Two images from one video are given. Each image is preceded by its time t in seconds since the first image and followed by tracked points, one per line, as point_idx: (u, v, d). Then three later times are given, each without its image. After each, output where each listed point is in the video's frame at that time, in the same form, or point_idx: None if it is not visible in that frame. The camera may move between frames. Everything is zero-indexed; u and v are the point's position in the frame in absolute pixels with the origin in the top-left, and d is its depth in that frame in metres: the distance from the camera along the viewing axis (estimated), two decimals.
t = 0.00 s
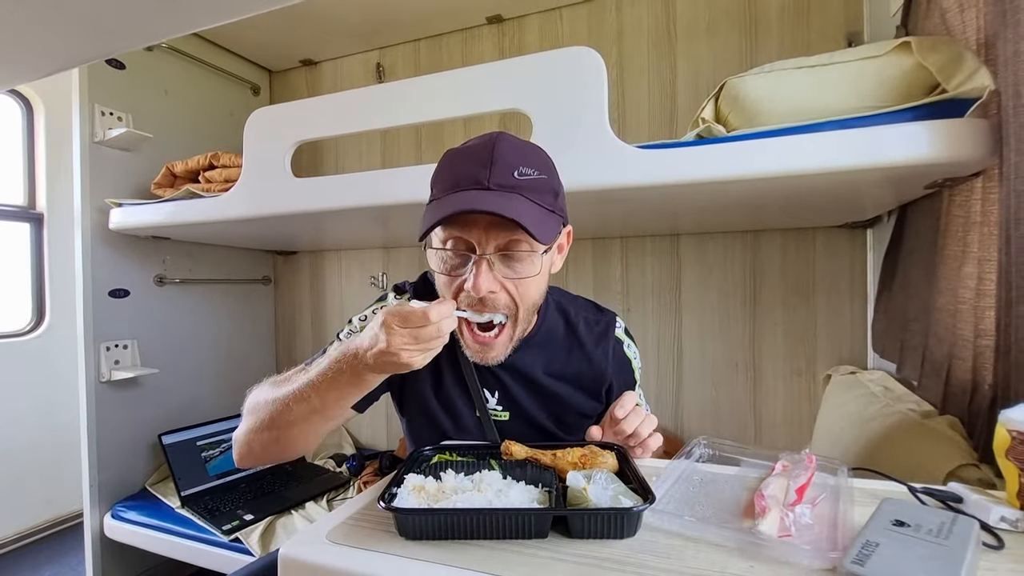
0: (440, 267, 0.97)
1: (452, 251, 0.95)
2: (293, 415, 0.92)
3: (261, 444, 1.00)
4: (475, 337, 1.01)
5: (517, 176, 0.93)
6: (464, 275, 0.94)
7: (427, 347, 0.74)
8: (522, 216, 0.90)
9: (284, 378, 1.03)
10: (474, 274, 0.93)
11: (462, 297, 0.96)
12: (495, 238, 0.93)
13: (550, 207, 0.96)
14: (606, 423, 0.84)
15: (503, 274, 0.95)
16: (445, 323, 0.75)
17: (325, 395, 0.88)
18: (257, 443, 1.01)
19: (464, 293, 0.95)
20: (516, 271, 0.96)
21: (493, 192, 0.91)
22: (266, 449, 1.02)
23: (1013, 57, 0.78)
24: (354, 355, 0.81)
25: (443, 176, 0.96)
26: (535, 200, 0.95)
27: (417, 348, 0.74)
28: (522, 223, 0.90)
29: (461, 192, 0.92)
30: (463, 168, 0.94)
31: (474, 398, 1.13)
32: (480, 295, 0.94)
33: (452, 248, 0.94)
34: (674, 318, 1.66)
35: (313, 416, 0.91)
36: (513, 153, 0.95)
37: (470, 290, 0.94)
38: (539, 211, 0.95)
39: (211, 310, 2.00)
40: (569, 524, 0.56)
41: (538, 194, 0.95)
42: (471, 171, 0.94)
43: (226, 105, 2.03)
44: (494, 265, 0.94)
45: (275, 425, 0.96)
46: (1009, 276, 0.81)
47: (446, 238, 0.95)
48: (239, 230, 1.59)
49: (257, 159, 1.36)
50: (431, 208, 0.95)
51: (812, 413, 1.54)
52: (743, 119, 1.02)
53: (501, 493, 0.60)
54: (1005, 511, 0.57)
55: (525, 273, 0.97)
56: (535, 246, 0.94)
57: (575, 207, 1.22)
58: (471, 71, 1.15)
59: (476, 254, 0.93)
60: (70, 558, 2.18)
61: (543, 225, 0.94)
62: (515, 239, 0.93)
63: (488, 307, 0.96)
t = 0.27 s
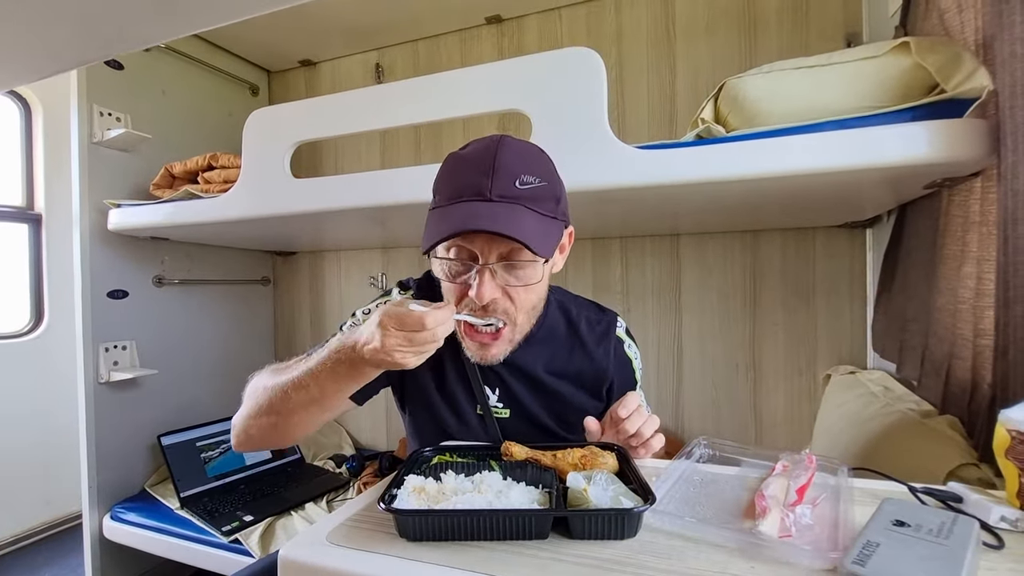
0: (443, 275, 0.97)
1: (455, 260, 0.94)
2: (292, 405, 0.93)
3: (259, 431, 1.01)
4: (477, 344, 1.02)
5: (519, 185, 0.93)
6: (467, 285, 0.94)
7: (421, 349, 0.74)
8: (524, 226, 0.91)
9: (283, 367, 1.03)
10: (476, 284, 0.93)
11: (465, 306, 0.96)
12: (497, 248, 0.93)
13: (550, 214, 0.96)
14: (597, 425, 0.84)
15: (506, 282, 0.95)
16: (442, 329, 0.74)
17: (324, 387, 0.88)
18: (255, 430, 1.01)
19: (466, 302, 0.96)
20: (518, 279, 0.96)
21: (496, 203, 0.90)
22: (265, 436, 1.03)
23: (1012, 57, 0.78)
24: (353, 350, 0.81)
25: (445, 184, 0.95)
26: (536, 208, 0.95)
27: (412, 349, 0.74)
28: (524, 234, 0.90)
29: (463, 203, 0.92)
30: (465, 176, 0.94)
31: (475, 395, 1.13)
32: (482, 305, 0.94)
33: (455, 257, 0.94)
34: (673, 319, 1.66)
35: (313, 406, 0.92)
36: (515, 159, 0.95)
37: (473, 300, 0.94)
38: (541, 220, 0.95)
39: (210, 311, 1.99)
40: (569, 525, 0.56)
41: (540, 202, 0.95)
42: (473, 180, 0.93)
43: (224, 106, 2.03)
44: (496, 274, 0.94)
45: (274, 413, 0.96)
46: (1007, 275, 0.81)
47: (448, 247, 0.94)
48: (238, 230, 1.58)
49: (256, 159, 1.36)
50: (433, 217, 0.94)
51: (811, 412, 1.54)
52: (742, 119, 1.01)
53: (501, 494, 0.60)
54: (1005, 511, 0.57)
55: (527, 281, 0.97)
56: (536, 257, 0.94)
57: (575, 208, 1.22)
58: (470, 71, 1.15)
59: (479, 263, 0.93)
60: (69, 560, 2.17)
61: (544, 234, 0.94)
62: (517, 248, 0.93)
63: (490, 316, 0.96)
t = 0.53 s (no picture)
0: (440, 277, 0.97)
1: (451, 263, 0.94)
2: (275, 401, 0.93)
3: (244, 427, 1.00)
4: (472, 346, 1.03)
5: (514, 190, 0.92)
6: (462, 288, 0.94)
7: (360, 364, 0.73)
8: (519, 233, 0.90)
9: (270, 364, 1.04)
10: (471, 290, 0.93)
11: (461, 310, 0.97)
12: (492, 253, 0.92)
13: (546, 217, 0.95)
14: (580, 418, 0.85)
15: (500, 287, 0.95)
16: (379, 345, 0.72)
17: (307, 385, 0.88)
18: (241, 426, 1.01)
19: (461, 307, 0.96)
20: (513, 285, 0.95)
21: (491, 210, 0.89)
22: (251, 432, 1.03)
23: (1009, 52, 0.78)
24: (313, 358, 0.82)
25: (439, 186, 0.94)
26: (532, 213, 0.94)
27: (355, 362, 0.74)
28: (518, 242, 0.89)
29: (458, 209, 0.91)
30: (460, 180, 0.92)
31: (470, 389, 1.13)
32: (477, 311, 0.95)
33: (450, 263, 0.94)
34: (670, 316, 1.66)
35: (296, 403, 0.92)
36: (510, 161, 0.93)
37: (468, 305, 0.94)
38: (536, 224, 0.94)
39: (205, 308, 1.98)
40: (566, 520, 0.56)
41: (535, 206, 0.94)
42: (467, 185, 0.92)
43: (219, 102, 2.02)
44: (491, 279, 0.93)
45: (259, 409, 0.96)
46: (1003, 270, 0.81)
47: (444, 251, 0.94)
48: (233, 227, 1.57)
49: (251, 156, 1.35)
50: (428, 221, 0.93)
51: (807, 408, 1.54)
52: (739, 115, 1.01)
53: (498, 490, 0.60)
54: (1002, 504, 0.57)
55: (522, 285, 0.97)
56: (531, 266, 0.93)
57: (571, 204, 1.22)
58: (467, 67, 1.15)
59: (474, 268, 0.93)
60: (64, 559, 2.16)
61: (540, 240, 0.94)
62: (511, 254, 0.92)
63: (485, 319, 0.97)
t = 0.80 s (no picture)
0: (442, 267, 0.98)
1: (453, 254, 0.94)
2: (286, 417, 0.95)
3: (256, 434, 1.03)
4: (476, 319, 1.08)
5: (515, 186, 0.91)
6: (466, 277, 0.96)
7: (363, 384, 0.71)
8: (521, 231, 0.90)
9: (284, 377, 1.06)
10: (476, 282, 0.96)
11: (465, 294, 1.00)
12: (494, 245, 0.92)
13: (546, 209, 0.96)
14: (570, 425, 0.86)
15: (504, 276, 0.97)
16: (385, 371, 0.70)
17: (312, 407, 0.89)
18: (253, 433, 1.04)
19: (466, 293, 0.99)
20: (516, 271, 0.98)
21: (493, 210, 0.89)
22: (263, 440, 1.05)
23: (1010, 50, 0.78)
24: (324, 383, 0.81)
25: (441, 178, 0.92)
26: (533, 207, 0.94)
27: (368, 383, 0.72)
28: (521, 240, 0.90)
29: (460, 208, 0.90)
30: (461, 177, 0.91)
31: (467, 374, 1.14)
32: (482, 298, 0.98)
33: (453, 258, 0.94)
34: (668, 314, 1.66)
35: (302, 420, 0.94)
36: (510, 156, 0.92)
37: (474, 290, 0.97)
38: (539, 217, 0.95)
39: (203, 306, 1.98)
40: (566, 517, 0.56)
41: (536, 199, 0.94)
42: (468, 182, 0.91)
43: (217, 99, 2.01)
44: (493, 267, 0.95)
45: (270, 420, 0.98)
46: (1002, 269, 0.81)
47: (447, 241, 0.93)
48: (231, 224, 1.57)
49: (249, 152, 1.35)
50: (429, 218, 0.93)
51: (805, 406, 1.55)
52: (739, 113, 1.01)
53: (498, 487, 0.60)
54: (1001, 501, 0.57)
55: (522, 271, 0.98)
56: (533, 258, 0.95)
57: (571, 201, 1.22)
58: (466, 64, 1.14)
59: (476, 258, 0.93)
60: (60, 557, 2.16)
61: (541, 233, 0.95)
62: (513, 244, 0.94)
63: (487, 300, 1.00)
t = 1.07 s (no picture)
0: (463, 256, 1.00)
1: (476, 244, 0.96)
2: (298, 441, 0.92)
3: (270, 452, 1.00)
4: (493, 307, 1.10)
5: (531, 174, 0.94)
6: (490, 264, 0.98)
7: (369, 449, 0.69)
8: (545, 215, 0.93)
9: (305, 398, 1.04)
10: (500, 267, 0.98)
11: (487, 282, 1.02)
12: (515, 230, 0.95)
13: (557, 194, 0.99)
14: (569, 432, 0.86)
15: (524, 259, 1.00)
16: (391, 438, 0.67)
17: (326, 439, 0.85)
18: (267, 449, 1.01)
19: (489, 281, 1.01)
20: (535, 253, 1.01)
21: (516, 197, 0.91)
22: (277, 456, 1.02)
23: (1006, 55, 0.79)
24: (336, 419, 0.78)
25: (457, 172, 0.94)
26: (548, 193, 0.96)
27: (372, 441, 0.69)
28: (546, 223, 0.93)
29: (481, 199, 0.92)
30: (478, 170, 0.93)
31: (471, 361, 1.17)
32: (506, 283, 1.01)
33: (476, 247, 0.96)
34: (668, 316, 1.66)
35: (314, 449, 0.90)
36: (521, 146, 0.94)
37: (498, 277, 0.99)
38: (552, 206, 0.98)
39: (203, 308, 1.98)
40: (566, 521, 0.56)
41: (551, 186, 0.96)
42: (486, 173, 0.93)
43: (217, 101, 2.01)
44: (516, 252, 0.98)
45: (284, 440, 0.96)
46: (999, 272, 0.81)
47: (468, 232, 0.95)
48: (231, 227, 1.57)
49: (249, 155, 1.35)
50: (450, 212, 0.95)
51: (805, 408, 1.55)
52: (738, 116, 1.01)
53: (498, 490, 0.60)
54: (997, 504, 0.58)
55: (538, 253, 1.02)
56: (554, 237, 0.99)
57: (570, 204, 1.22)
58: (466, 67, 1.15)
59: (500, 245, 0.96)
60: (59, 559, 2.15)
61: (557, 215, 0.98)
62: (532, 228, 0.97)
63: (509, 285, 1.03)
